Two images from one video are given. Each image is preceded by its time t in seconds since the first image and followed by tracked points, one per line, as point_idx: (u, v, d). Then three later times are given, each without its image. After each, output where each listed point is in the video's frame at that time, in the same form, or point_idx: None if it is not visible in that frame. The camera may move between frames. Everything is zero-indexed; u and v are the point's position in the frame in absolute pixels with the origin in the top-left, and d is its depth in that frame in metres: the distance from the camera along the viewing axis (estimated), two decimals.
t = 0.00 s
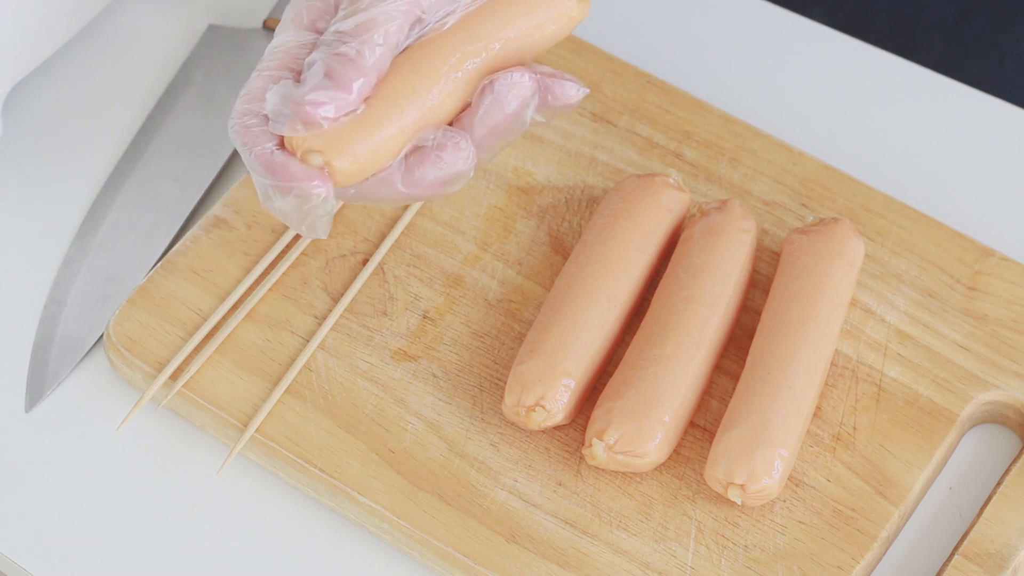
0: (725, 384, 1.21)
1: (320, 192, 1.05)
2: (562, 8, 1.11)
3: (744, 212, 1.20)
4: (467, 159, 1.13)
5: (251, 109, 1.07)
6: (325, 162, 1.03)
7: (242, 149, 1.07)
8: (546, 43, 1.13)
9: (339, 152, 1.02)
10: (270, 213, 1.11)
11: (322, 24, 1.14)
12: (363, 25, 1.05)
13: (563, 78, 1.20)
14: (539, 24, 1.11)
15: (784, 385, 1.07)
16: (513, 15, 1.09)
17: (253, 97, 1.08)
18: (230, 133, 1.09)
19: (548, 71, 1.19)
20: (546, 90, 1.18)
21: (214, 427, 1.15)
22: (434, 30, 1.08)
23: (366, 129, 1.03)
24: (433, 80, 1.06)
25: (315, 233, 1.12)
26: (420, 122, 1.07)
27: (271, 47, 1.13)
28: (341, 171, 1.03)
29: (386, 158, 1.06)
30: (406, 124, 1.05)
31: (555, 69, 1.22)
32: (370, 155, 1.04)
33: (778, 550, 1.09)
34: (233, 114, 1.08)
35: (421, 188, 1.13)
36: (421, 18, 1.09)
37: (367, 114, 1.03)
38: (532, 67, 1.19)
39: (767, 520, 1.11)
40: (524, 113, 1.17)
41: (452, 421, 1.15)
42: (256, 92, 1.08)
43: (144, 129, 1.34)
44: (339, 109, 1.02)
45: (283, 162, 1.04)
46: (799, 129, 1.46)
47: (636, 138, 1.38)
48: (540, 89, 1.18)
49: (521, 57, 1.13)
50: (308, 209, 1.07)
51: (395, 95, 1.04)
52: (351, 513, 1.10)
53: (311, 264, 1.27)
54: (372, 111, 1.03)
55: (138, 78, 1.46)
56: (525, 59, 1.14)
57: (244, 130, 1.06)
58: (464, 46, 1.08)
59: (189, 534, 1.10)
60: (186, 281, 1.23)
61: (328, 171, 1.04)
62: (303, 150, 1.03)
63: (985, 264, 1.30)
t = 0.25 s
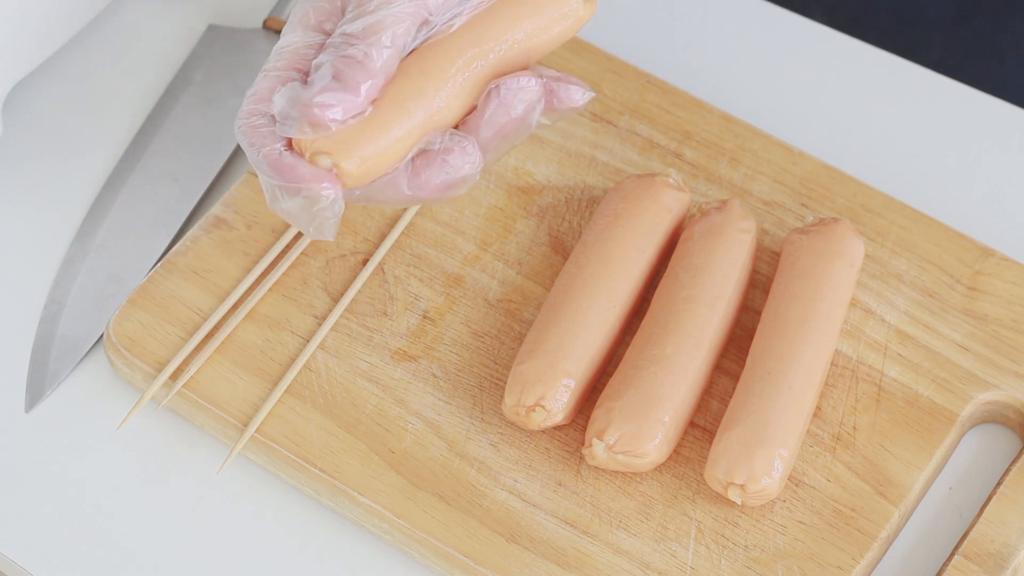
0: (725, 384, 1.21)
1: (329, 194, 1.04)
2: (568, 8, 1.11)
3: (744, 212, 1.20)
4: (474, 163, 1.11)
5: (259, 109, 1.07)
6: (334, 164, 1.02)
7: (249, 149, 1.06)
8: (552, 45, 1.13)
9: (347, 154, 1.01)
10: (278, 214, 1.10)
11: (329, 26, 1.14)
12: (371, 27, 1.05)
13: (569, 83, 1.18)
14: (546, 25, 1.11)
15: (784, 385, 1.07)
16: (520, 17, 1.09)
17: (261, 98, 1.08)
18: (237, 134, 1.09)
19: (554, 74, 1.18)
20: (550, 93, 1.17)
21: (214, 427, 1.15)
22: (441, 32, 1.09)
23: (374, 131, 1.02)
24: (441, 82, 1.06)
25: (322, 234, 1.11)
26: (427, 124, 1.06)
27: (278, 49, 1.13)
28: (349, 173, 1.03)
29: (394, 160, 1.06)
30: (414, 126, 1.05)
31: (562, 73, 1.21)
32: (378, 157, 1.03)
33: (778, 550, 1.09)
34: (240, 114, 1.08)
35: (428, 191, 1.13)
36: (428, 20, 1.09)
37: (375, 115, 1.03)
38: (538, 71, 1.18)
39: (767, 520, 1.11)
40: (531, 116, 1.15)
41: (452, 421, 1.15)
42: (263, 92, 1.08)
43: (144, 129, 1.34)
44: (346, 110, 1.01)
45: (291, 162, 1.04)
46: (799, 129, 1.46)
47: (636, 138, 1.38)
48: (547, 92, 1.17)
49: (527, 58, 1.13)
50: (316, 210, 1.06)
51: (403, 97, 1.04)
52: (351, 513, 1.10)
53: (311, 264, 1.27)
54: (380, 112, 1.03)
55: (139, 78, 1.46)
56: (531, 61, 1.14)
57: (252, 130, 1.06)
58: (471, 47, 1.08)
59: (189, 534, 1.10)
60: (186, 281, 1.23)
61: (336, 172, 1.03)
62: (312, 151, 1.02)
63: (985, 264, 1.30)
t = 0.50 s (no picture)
0: (725, 384, 1.21)
1: (336, 195, 1.04)
2: (573, 9, 1.10)
3: (744, 212, 1.20)
4: (478, 167, 1.11)
5: (264, 110, 1.07)
6: (340, 164, 1.01)
7: (255, 150, 1.06)
8: (558, 46, 1.12)
9: (353, 155, 1.01)
10: (285, 215, 1.10)
11: (334, 27, 1.13)
12: (376, 29, 1.05)
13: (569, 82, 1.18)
14: (551, 26, 1.10)
15: (784, 385, 1.07)
16: (526, 18, 1.08)
17: (266, 99, 1.08)
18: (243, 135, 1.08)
19: (558, 77, 1.18)
20: (554, 95, 1.17)
21: (214, 427, 1.15)
22: (447, 33, 1.08)
23: (380, 132, 1.02)
24: (445, 84, 1.05)
25: (330, 236, 1.11)
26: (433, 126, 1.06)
27: (283, 49, 1.13)
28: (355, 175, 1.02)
29: (399, 162, 1.05)
30: (419, 127, 1.04)
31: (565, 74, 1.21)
32: (383, 158, 1.03)
33: (778, 550, 1.09)
34: (246, 115, 1.08)
35: (431, 194, 1.12)
36: (433, 21, 1.08)
37: (381, 117, 1.02)
38: (543, 72, 1.18)
39: (767, 520, 1.11)
40: (536, 119, 1.14)
41: (452, 421, 1.15)
42: (269, 94, 1.08)
43: (144, 129, 1.34)
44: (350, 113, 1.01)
45: (298, 163, 1.03)
46: (799, 129, 1.46)
47: (636, 138, 1.38)
48: (551, 94, 1.17)
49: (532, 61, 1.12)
50: (324, 211, 1.06)
51: (409, 98, 1.04)
52: (351, 513, 1.10)
53: (311, 264, 1.27)
54: (386, 114, 1.02)
55: (139, 78, 1.46)
56: (536, 63, 1.13)
57: (258, 131, 1.06)
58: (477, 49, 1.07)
59: (189, 534, 1.10)
60: (186, 281, 1.23)
61: (343, 173, 1.02)
62: (318, 152, 1.02)
63: (985, 264, 1.30)
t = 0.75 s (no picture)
0: (725, 384, 1.21)
1: (342, 201, 1.03)
2: (578, 11, 1.10)
3: (744, 212, 1.20)
4: (483, 171, 1.10)
5: (271, 114, 1.07)
6: (346, 169, 1.01)
7: (261, 154, 1.06)
8: (562, 49, 1.12)
9: (360, 160, 1.01)
10: (292, 220, 1.10)
11: (340, 31, 1.14)
12: (382, 35, 1.05)
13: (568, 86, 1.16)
14: (556, 30, 1.09)
15: (784, 385, 1.07)
16: (531, 20, 1.08)
17: (273, 103, 1.08)
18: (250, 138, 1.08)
19: (562, 82, 1.16)
20: (558, 100, 1.15)
21: (214, 427, 1.15)
22: (451, 38, 1.08)
23: (386, 137, 1.01)
24: (450, 87, 1.05)
25: (336, 241, 1.10)
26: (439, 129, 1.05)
27: (290, 53, 1.13)
28: (361, 179, 1.02)
29: (405, 166, 1.04)
30: (425, 131, 1.04)
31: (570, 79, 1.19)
32: (390, 163, 1.02)
33: (778, 550, 1.09)
34: (252, 119, 1.08)
35: (436, 198, 1.12)
36: (439, 27, 1.08)
37: (387, 121, 1.02)
38: (547, 78, 1.17)
39: (767, 520, 1.11)
40: (542, 123, 1.13)
41: (452, 421, 1.15)
42: (275, 98, 1.08)
43: (144, 129, 1.34)
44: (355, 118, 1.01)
45: (304, 169, 1.03)
46: (799, 129, 1.46)
47: (636, 138, 1.38)
48: (556, 99, 1.15)
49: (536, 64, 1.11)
50: (329, 216, 1.06)
51: (414, 103, 1.03)
52: (351, 513, 1.10)
53: (311, 264, 1.27)
54: (391, 119, 1.02)
55: (139, 78, 1.46)
56: (542, 66, 1.13)
57: (264, 135, 1.06)
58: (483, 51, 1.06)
59: (189, 534, 1.10)
60: (186, 281, 1.23)
61: (349, 178, 1.02)
62: (324, 157, 1.01)
63: (985, 264, 1.30)
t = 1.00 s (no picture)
0: (725, 385, 1.21)
1: (350, 201, 1.03)
2: (583, 10, 1.09)
3: (744, 212, 1.20)
4: (491, 171, 1.10)
5: (279, 114, 1.07)
6: (354, 169, 1.01)
7: (269, 153, 1.06)
8: (569, 48, 1.11)
9: (368, 159, 1.00)
10: (300, 219, 1.10)
11: (347, 31, 1.14)
12: (390, 35, 1.05)
13: (575, 87, 1.16)
14: (562, 29, 1.09)
15: (784, 385, 1.07)
16: (538, 20, 1.08)
17: (281, 103, 1.08)
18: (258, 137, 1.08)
19: (568, 81, 1.16)
20: (564, 99, 1.15)
21: (214, 427, 1.15)
22: (459, 37, 1.08)
23: (394, 136, 1.01)
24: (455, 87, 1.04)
25: (344, 242, 1.10)
26: (447, 129, 1.05)
27: (297, 53, 1.13)
28: (369, 179, 1.02)
29: (413, 166, 1.04)
30: (432, 130, 1.04)
31: (576, 78, 1.19)
32: (397, 163, 1.02)
33: (778, 550, 1.09)
34: (261, 119, 1.07)
35: (444, 198, 1.12)
36: (445, 26, 1.09)
37: (394, 120, 1.02)
38: (554, 77, 1.16)
39: (767, 520, 1.11)
40: (549, 122, 1.13)
41: (452, 421, 1.15)
42: (283, 98, 1.08)
43: (144, 129, 1.34)
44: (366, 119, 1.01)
45: (313, 169, 1.03)
46: (800, 129, 1.46)
47: (636, 138, 1.38)
48: (562, 98, 1.14)
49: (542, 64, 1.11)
50: (338, 216, 1.06)
51: (422, 102, 1.03)
52: (351, 513, 1.10)
53: (311, 264, 1.27)
54: (399, 118, 1.02)
55: (139, 78, 1.46)
56: (547, 66, 1.13)
57: (273, 135, 1.06)
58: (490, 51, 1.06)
59: (188, 534, 1.10)
60: (186, 281, 1.23)
61: (357, 178, 1.02)
62: (332, 157, 1.01)
63: (985, 264, 1.30)
